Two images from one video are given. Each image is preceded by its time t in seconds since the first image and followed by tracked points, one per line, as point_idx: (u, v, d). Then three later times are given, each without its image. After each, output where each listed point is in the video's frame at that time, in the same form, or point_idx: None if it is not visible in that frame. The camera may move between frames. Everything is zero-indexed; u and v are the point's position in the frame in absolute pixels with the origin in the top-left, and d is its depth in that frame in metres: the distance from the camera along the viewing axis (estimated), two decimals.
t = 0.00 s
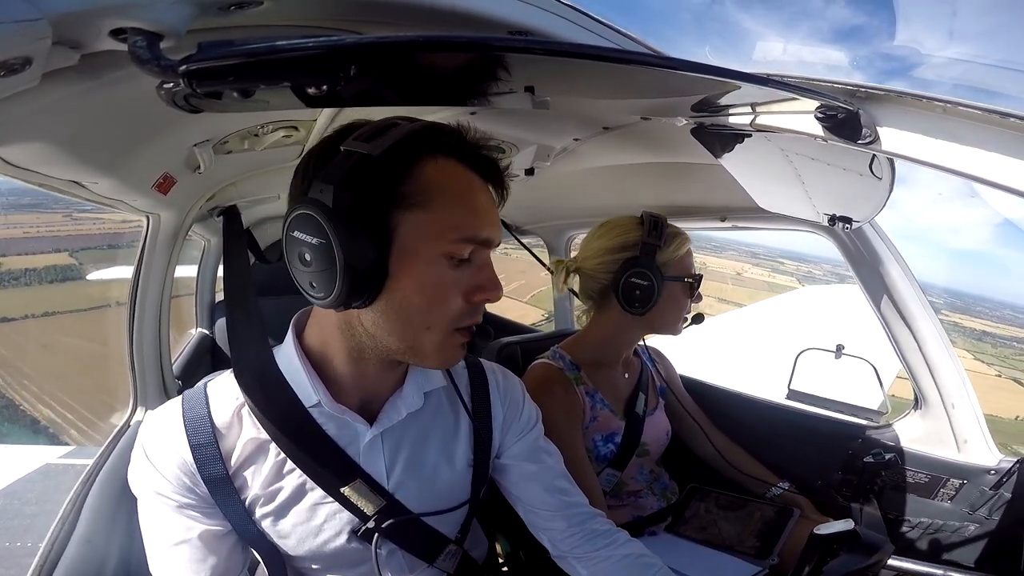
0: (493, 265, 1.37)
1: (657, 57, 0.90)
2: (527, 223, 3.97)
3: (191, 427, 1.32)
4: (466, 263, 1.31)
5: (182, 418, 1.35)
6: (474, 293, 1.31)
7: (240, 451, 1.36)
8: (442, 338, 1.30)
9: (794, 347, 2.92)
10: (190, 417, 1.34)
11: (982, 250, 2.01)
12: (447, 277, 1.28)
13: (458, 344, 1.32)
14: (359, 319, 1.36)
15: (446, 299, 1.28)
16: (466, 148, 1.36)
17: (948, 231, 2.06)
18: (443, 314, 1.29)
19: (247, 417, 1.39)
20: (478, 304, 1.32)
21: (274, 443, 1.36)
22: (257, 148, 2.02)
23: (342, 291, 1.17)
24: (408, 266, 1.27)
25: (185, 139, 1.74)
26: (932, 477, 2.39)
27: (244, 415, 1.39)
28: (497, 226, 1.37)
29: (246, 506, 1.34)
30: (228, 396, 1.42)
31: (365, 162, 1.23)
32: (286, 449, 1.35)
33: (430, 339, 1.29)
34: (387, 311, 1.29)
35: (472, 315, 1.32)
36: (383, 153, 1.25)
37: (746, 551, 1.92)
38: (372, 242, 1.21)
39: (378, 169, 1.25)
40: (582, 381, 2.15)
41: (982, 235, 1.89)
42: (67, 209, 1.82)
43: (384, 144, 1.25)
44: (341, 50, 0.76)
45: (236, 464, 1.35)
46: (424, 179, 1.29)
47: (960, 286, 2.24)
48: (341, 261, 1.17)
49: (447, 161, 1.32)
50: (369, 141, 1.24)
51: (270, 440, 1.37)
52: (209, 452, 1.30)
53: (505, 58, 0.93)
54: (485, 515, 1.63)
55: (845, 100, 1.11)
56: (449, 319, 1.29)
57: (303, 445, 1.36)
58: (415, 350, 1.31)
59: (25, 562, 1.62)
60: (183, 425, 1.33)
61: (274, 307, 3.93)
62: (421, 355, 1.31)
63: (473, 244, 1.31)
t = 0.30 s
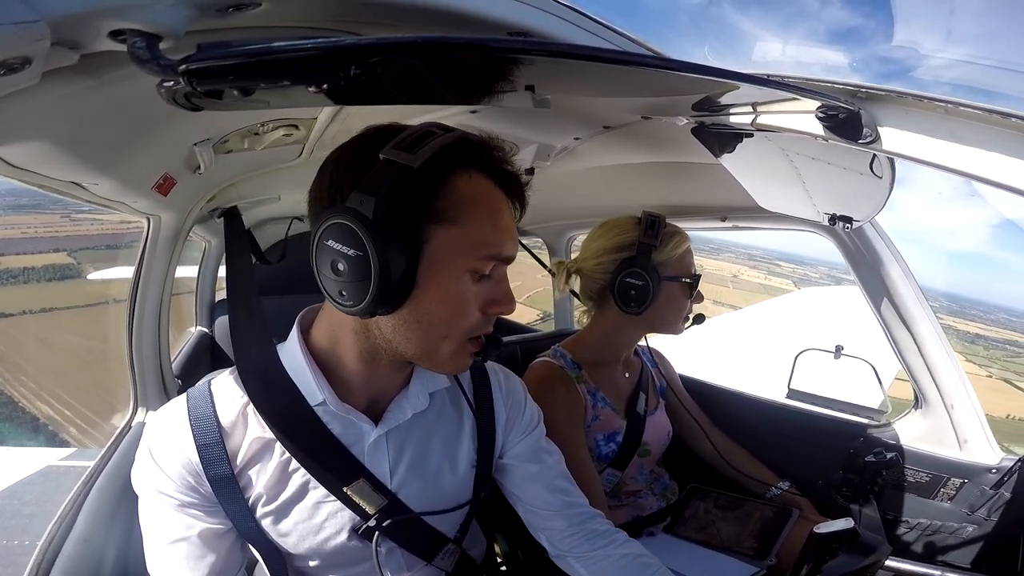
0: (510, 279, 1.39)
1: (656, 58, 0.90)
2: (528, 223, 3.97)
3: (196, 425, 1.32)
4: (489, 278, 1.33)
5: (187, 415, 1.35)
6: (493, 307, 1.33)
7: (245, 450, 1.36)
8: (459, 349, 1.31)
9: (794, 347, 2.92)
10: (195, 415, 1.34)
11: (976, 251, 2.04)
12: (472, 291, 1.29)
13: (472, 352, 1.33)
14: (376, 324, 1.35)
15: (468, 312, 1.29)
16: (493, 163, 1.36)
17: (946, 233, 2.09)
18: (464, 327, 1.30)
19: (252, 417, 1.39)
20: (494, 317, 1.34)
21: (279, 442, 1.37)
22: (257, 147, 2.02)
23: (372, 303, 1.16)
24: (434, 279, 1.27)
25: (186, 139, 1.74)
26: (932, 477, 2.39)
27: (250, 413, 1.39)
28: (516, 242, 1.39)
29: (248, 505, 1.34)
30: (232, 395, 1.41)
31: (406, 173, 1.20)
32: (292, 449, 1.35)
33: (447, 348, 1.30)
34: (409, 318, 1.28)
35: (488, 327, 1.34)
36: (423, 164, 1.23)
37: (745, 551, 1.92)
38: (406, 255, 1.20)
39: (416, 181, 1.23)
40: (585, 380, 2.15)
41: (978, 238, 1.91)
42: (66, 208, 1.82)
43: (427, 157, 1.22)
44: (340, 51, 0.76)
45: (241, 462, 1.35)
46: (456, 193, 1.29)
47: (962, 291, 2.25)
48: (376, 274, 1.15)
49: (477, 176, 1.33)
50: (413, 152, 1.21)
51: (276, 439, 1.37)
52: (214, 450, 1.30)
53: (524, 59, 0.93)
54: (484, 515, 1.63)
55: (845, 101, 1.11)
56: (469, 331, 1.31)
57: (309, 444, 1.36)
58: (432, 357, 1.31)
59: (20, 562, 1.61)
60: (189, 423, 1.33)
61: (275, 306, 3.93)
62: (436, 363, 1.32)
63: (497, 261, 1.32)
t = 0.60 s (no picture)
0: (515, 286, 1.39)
1: (657, 59, 0.90)
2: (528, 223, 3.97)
3: (200, 424, 1.32)
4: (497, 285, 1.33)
5: (190, 414, 1.35)
6: (499, 313, 1.33)
7: (248, 448, 1.36)
8: (465, 354, 1.31)
9: (794, 347, 2.92)
10: (199, 413, 1.34)
11: (969, 249, 2.06)
12: (479, 296, 1.29)
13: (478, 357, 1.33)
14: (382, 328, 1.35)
15: (476, 318, 1.29)
16: (503, 171, 1.37)
17: (937, 233, 2.12)
18: (470, 332, 1.30)
19: (255, 415, 1.39)
20: (499, 322, 1.34)
21: (282, 441, 1.37)
22: (257, 147, 2.02)
23: (381, 310, 1.16)
24: (443, 284, 1.27)
25: (185, 139, 1.74)
26: (933, 477, 2.38)
27: (253, 412, 1.40)
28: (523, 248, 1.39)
29: (252, 505, 1.34)
30: (234, 394, 1.41)
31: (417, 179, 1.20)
32: (295, 447, 1.35)
33: (452, 352, 1.30)
34: (416, 322, 1.28)
35: (494, 332, 1.33)
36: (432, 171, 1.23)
37: (746, 552, 1.91)
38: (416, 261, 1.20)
39: (427, 188, 1.23)
40: (587, 377, 2.15)
41: (971, 236, 1.93)
42: (65, 207, 1.81)
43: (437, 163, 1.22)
44: (342, 51, 0.76)
45: (244, 460, 1.35)
46: (466, 199, 1.29)
47: (961, 293, 2.25)
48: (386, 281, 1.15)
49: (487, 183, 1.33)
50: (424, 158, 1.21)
51: (279, 438, 1.37)
52: (217, 449, 1.30)
53: (527, 59, 0.93)
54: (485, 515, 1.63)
55: (846, 101, 1.11)
56: (475, 336, 1.30)
57: (313, 443, 1.37)
58: (437, 361, 1.31)
59: (21, 562, 1.60)
60: (192, 422, 1.33)
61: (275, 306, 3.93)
62: (441, 367, 1.31)
63: (505, 267, 1.32)
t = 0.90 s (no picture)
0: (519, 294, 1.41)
1: (657, 58, 0.90)
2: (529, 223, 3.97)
3: (200, 425, 1.32)
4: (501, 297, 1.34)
5: (191, 415, 1.34)
6: (503, 324, 1.35)
7: (249, 448, 1.36)
8: (470, 365, 1.33)
9: (794, 347, 2.92)
10: (200, 413, 1.34)
11: (956, 244, 2.05)
12: (484, 312, 1.30)
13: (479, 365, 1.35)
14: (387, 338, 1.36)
15: (480, 332, 1.31)
16: (504, 176, 1.35)
17: (925, 229, 2.07)
18: (475, 345, 1.31)
19: (256, 415, 1.39)
20: (503, 332, 1.36)
21: (284, 441, 1.37)
22: (257, 147, 2.02)
23: (388, 332, 1.16)
24: (448, 300, 1.28)
25: (185, 139, 1.74)
26: (933, 477, 2.38)
27: (254, 412, 1.39)
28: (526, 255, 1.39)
29: (252, 506, 1.33)
30: (235, 394, 1.41)
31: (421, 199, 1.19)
32: (297, 448, 1.35)
33: (455, 362, 1.32)
34: (419, 333, 1.29)
35: (495, 341, 1.35)
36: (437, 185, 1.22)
37: (746, 551, 1.91)
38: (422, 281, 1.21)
39: (431, 205, 1.22)
40: (587, 376, 2.15)
41: (958, 231, 1.92)
42: (64, 208, 1.81)
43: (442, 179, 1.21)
44: (343, 50, 0.76)
45: (245, 461, 1.35)
46: (471, 211, 1.28)
47: (960, 293, 2.25)
48: (394, 305, 1.15)
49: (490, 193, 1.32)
50: (428, 175, 1.20)
51: (280, 438, 1.37)
52: (218, 449, 1.30)
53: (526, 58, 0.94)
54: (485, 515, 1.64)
55: (845, 100, 1.11)
56: (478, 346, 1.32)
57: (315, 443, 1.36)
58: (440, 370, 1.33)
59: (24, 563, 1.61)
60: (193, 422, 1.33)
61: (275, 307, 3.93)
62: (444, 374, 1.34)
63: (509, 280, 1.33)
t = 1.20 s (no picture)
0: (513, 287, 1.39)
1: (656, 58, 0.90)
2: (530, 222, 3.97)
3: (200, 424, 1.32)
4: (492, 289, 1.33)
5: (191, 414, 1.34)
6: (497, 316, 1.33)
7: (248, 448, 1.36)
8: (465, 359, 1.32)
9: (795, 347, 2.92)
10: (198, 413, 1.34)
11: (957, 243, 2.04)
12: (476, 306, 1.29)
13: (476, 360, 1.35)
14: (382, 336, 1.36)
15: (473, 325, 1.30)
16: (492, 166, 1.35)
17: (925, 227, 2.05)
18: (469, 339, 1.30)
19: (256, 415, 1.39)
20: (498, 324, 1.34)
21: (284, 441, 1.37)
22: (257, 147, 2.02)
23: (374, 324, 1.16)
24: (438, 294, 1.27)
25: (186, 139, 1.74)
26: (932, 477, 2.38)
27: (253, 412, 1.39)
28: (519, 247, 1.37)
29: (249, 504, 1.33)
30: (235, 394, 1.41)
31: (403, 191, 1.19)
32: (297, 448, 1.35)
33: (450, 358, 1.31)
34: (411, 330, 1.30)
35: (492, 335, 1.34)
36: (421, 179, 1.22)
37: (746, 551, 1.92)
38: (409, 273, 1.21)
39: (411, 198, 1.22)
40: (586, 376, 2.14)
41: (958, 230, 1.92)
42: (64, 207, 1.81)
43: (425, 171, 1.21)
44: (343, 50, 0.76)
45: (244, 460, 1.35)
46: (456, 203, 1.28)
47: (959, 294, 2.25)
48: (379, 296, 1.15)
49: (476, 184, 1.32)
50: (409, 168, 1.20)
51: (280, 438, 1.37)
52: (217, 448, 1.30)
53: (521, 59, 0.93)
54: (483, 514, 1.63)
55: (845, 100, 1.11)
56: (472, 341, 1.31)
57: (315, 443, 1.36)
58: (435, 367, 1.33)
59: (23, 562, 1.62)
60: (193, 422, 1.33)
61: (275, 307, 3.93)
62: (440, 372, 1.34)
63: (499, 272, 1.31)
